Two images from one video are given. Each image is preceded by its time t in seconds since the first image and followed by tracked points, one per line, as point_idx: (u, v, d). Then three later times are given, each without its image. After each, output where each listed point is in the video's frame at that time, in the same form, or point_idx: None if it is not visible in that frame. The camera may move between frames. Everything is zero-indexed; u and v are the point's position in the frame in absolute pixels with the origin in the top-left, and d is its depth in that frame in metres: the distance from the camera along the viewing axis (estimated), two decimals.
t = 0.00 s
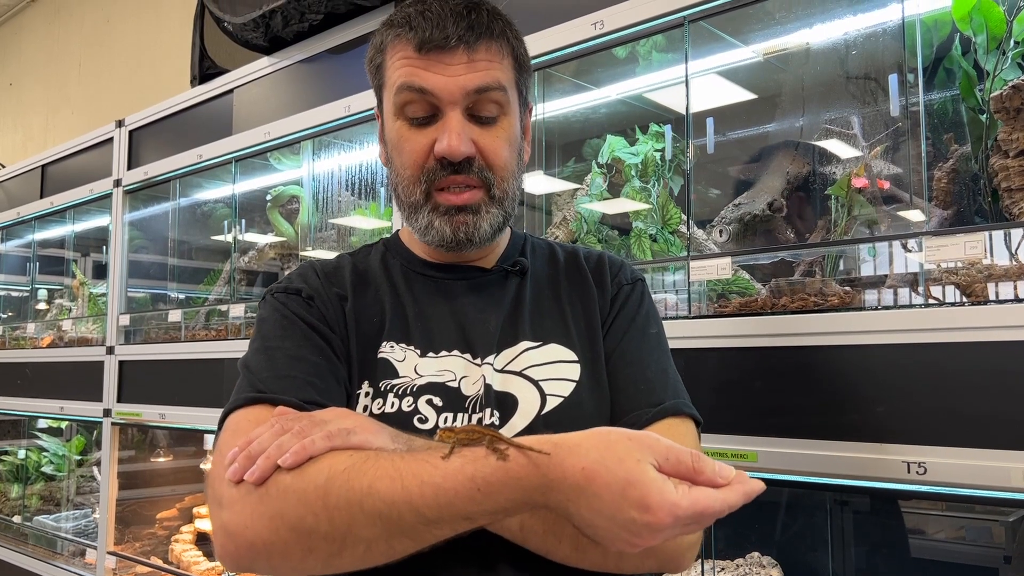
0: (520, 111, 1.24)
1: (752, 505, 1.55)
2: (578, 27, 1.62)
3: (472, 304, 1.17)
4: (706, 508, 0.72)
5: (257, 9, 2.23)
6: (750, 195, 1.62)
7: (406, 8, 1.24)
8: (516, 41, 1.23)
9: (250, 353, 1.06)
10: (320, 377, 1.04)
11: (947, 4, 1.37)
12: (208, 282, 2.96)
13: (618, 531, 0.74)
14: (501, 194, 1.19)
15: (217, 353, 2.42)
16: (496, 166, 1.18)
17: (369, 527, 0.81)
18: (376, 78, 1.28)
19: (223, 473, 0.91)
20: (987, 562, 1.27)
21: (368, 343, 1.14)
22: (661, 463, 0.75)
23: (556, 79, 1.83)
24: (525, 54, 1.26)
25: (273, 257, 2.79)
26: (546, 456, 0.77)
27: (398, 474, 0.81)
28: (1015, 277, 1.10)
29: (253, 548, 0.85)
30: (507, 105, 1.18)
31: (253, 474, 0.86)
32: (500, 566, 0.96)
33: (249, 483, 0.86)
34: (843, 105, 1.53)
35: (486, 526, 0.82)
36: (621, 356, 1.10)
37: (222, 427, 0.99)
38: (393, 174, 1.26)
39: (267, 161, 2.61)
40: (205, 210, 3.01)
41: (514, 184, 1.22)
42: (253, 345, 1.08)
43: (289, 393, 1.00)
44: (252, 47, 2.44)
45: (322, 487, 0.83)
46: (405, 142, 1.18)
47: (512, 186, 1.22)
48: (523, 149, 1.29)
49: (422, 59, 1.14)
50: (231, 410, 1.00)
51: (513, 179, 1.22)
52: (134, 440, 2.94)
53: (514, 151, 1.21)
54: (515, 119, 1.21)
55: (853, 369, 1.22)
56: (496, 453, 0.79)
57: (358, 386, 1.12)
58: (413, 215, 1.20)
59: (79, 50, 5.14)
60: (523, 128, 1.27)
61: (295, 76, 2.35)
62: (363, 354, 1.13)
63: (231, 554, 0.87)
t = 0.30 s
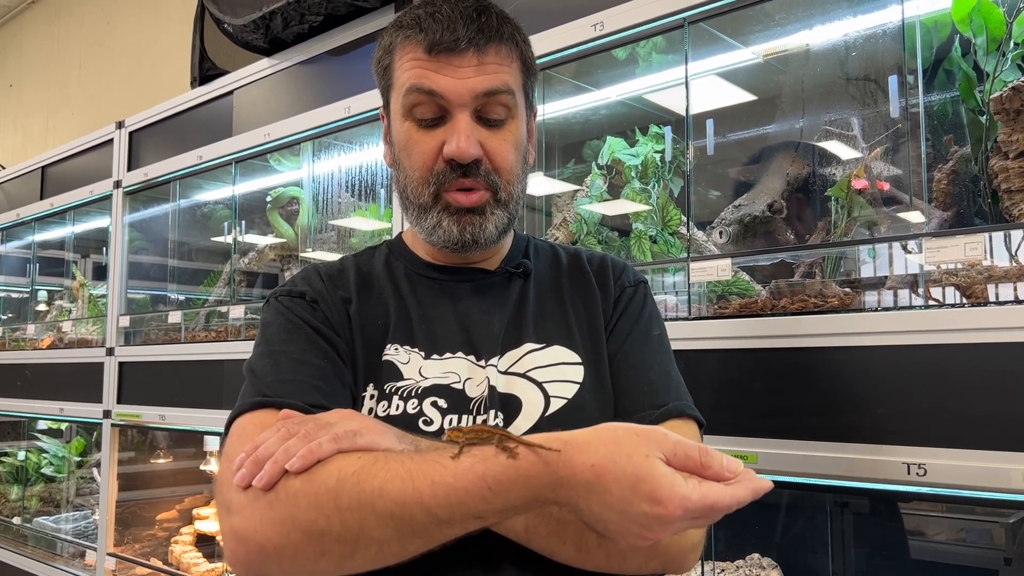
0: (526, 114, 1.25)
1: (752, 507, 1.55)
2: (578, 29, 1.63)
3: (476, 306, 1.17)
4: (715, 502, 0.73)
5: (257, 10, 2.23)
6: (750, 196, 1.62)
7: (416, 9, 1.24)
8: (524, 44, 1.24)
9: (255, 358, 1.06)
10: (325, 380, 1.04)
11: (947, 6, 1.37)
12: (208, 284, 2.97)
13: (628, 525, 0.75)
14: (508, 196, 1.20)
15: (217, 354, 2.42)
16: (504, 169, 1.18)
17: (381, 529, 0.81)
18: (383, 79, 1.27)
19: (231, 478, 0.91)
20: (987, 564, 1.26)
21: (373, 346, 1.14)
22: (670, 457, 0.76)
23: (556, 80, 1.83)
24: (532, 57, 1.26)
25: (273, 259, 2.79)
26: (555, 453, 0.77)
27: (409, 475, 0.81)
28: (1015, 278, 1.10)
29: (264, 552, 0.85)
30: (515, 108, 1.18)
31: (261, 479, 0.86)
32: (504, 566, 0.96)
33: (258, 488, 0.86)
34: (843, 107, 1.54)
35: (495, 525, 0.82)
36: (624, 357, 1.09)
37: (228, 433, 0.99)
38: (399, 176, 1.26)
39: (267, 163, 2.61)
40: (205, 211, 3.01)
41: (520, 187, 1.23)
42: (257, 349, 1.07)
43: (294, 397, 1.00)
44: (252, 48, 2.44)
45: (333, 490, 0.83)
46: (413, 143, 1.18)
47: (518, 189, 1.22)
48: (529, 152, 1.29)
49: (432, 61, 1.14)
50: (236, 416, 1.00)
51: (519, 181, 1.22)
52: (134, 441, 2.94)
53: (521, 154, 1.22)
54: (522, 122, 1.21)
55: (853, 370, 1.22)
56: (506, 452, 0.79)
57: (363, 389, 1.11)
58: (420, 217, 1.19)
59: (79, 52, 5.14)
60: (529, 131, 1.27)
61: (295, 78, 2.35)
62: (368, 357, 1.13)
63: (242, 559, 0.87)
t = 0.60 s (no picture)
0: (533, 113, 1.25)
1: (752, 508, 1.55)
2: (579, 30, 1.63)
3: (479, 307, 1.17)
4: (721, 506, 0.73)
5: (257, 11, 2.23)
6: (750, 197, 1.62)
7: (426, 6, 1.24)
8: (533, 44, 1.24)
9: (259, 357, 1.06)
10: (329, 381, 1.04)
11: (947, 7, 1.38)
12: (208, 284, 2.97)
13: (635, 528, 0.75)
14: (514, 193, 1.20)
15: (216, 355, 2.42)
16: (511, 165, 1.19)
17: (387, 531, 0.80)
18: (392, 75, 1.27)
19: (236, 479, 0.91)
20: (987, 564, 1.26)
21: (377, 347, 1.14)
22: (676, 461, 0.76)
23: (556, 81, 1.83)
24: (540, 58, 1.27)
25: (273, 259, 2.79)
26: (562, 457, 0.77)
27: (415, 477, 0.81)
28: (1015, 279, 1.10)
29: (271, 554, 0.85)
30: (523, 105, 1.19)
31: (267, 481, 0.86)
32: (506, 567, 0.96)
33: (264, 491, 0.86)
34: (843, 107, 1.54)
35: (500, 527, 0.82)
36: (627, 359, 1.09)
37: (232, 434, 0.99)
38: (404, 171, 1.25)
39: (267, 164, 2.61)
40: (205, 212, 3.01)
41: (526, 184, 1.23)
42: (260, 350, 1.07)
43: (298, 398, 1.00)
44: (252, 49, 2.44)
45: (338, 492, 0.83)
46: (421, 137, 1.18)
47: (524, 187, 1.22)
48: (534, 152, 1.30)
49: (443, 56, 1.15)
50: (240, 417, 0.99)
51: (525, 178, 1.22)
52: (134, 442, 2.94)
53: (528, 152, 1.22)
54: (529, 120, 1.22)
55: (853, 371, 1.22)
56: (513, 454, 0.79)
57: (367, 388, 1.11)
58: (425, 211, 1.19)
59: (79, 52, 5.15)
60: (535, 130, 1.28)
61: (295, 79, 2.35)
62: (371, 356, 1.13)
63: (248, 560, 0.87)
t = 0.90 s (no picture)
0: (532, 112, 1.25)
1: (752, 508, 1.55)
2: (579, 30, 1.63)
3: (481, 305, 1.17)
4: (721, 508, 0.73)
5: (257, 12, 2.23)
6: (750, 198, 1.62)
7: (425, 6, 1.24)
8: (532, 43, 1.25)
9: (261, 355, 1.06)
10: (329, 379, 1.04)
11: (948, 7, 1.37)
12: (208, 285, 2.97)
13: (635, 529, 0.75)
14: (513, 192, 1.20)
15: (216, 356, 2.41)
16: (510, 163, 1.19)
17: (386, 529, 0.80)
18: (392, 75, 1.28)
19: (236, 474, 0.91)
20: (987, 565, 1.26)
21: (378, 345, 1.14)
22: (677, 462, 0.76)
23: (556, 81, 1.83)
24: (539, 57, 1.27)
25: (273, 260, 2.79)
26: (563, 456, 0.77)
27: (415, 475, 0.81)
28: (1015, 280, 1.09)
29: (270, 550, 0.85)
30: (522, 103, 1.19)
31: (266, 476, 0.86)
32: (506, 565, 0.96)
33: (263, 485, 0.86)
34: (843, 108, 1.54)
35: (499, 526, 0.82)
36: (628, 358, 1.09)
37: (232, 431, 0.99)
38: (404, 171, 1.26)
39: (267, 164, 2.61)
40: (205, 213, 3.01)
41: (526, 183, 1.23)
42: (262, 347, 1.07)
43: (299, 396, 0.99)
44: (252, 49, 2.44)
45: (338, 489, 0.83)
46: (420, 136, 1.18)
47: (524, 185, 1.22)
48: (534, 151, 1.30)
49: (441, 54, 1.15)
50: (241, 414, 0.99)
51: (525, 177, 1.22)
52: (134, 442, 2.94)
53: (528, 150, 1.22)
54: (528, 118, 1.22)
55: (853, 371, 1.22)
56: (513, 454, 0.79)
57: (368, 387, 1.11)
58: (425, 210, 1.19)
59: (79, 53, 5.15)
60: (535, 129, 1.28)
61: (295, 79, 2.35)
62: (372, 355, 1.13)
63: (247, 556, 0.87)
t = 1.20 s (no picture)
0: (525, 109, 1.25)
1: (753, 508, 1.55)
2: (579, 30, 1.63)
3: (480, 303, 1.17)
4: (722, 489, 0.72)
5: (257, 12, 2.23)
6: (750, 198, 1.62)
7: (413, 7, 1.24)
8: (521, 39, 1.24)
9: (260, 350, 1.06)
10: (329, 372, 1.04)
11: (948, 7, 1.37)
12: (208, 285, 2.97)
13: (636, 511, 0.75)
14: (506, 190, 1.20)
15: (216, 356, 2.41)
16: (503, 161, 1.19)
17: (387, 516, 0.81)
18: (383, 77, 1.28)
19: (235, 464, 0.91)
20: (987, 565, 1.26)
21: (377, 341, 1.14)
22: (677, 444, 0.76)
23: (556, 81, 1.83)
24: (530, 54, 1.27)
25: (273, 260, 2.80)
26: (563, 439, 0.77)
27: (415, 462, 0.81)
28: (1015, 280, 1.09)
29: (270, 539, 0.85)
30: (513, 101, 1.19)
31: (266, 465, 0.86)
32: (506, 557, 0.96)
33: (263, 474, 0.86)
34: (843, 108, 1.54)
35: (500, 512, 0.82)
36: (627, 354, 1.09)
37: (232, 424, 0.99)
38: (398, 171, 1.26)
39: (267, 164, 2.61)
40: (205, 213, 3.01)
41: (520, 180, 1.23)
42: (261, 343, 1.07)
43: (299, 389, 0.99)
44: (252, 49, 2.44)
45: (338, 477, 0.82)
46: (411, 138, 1.18)
47: (517, 183, 1.23)
48: (528, 147, 1.30)
49: (429, 56, 1.15)
50: (241, 407, 0.99)
51: (518, 175, 1.22)
52: (134, 442, 2.94)
53: (520, 148, 1.22)
54: (520, 116, 1.22)
55: (853, 371, 1.21)
56: (513, 438, 0.79)
57: (367, 383, 1.12)
58: (418, 211, 1.19)
59: (79, 53, 5.15)
60: (528, 126, 1.28)
61: (295, 79, 2.35)
62: (372, 350, 1.13)
63: (247, 546, 0.87)
